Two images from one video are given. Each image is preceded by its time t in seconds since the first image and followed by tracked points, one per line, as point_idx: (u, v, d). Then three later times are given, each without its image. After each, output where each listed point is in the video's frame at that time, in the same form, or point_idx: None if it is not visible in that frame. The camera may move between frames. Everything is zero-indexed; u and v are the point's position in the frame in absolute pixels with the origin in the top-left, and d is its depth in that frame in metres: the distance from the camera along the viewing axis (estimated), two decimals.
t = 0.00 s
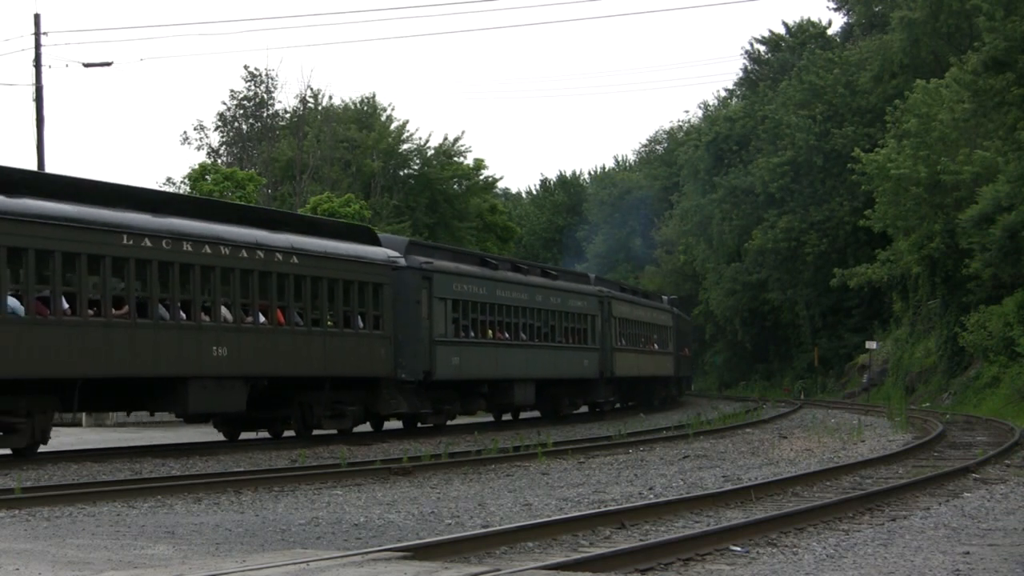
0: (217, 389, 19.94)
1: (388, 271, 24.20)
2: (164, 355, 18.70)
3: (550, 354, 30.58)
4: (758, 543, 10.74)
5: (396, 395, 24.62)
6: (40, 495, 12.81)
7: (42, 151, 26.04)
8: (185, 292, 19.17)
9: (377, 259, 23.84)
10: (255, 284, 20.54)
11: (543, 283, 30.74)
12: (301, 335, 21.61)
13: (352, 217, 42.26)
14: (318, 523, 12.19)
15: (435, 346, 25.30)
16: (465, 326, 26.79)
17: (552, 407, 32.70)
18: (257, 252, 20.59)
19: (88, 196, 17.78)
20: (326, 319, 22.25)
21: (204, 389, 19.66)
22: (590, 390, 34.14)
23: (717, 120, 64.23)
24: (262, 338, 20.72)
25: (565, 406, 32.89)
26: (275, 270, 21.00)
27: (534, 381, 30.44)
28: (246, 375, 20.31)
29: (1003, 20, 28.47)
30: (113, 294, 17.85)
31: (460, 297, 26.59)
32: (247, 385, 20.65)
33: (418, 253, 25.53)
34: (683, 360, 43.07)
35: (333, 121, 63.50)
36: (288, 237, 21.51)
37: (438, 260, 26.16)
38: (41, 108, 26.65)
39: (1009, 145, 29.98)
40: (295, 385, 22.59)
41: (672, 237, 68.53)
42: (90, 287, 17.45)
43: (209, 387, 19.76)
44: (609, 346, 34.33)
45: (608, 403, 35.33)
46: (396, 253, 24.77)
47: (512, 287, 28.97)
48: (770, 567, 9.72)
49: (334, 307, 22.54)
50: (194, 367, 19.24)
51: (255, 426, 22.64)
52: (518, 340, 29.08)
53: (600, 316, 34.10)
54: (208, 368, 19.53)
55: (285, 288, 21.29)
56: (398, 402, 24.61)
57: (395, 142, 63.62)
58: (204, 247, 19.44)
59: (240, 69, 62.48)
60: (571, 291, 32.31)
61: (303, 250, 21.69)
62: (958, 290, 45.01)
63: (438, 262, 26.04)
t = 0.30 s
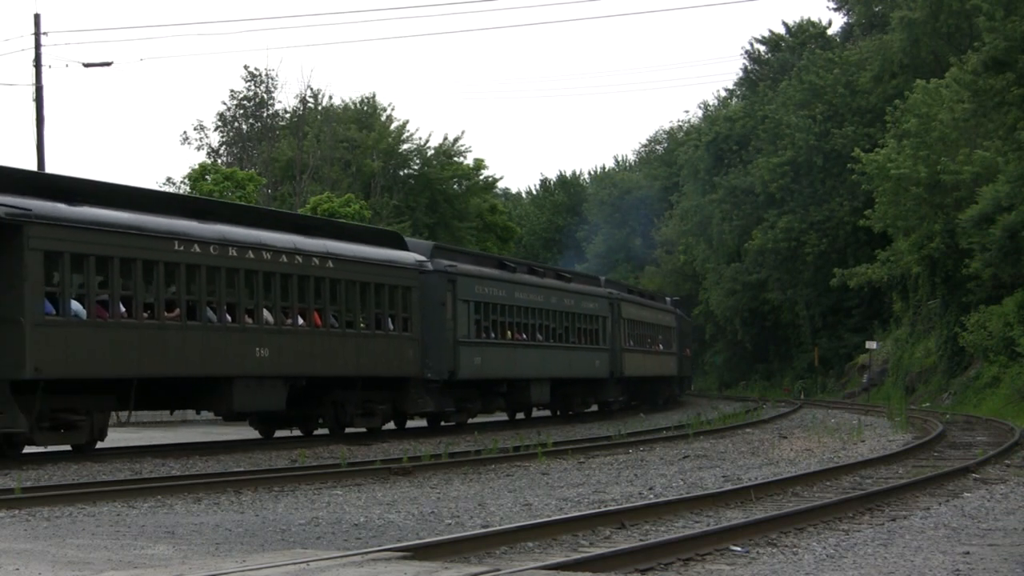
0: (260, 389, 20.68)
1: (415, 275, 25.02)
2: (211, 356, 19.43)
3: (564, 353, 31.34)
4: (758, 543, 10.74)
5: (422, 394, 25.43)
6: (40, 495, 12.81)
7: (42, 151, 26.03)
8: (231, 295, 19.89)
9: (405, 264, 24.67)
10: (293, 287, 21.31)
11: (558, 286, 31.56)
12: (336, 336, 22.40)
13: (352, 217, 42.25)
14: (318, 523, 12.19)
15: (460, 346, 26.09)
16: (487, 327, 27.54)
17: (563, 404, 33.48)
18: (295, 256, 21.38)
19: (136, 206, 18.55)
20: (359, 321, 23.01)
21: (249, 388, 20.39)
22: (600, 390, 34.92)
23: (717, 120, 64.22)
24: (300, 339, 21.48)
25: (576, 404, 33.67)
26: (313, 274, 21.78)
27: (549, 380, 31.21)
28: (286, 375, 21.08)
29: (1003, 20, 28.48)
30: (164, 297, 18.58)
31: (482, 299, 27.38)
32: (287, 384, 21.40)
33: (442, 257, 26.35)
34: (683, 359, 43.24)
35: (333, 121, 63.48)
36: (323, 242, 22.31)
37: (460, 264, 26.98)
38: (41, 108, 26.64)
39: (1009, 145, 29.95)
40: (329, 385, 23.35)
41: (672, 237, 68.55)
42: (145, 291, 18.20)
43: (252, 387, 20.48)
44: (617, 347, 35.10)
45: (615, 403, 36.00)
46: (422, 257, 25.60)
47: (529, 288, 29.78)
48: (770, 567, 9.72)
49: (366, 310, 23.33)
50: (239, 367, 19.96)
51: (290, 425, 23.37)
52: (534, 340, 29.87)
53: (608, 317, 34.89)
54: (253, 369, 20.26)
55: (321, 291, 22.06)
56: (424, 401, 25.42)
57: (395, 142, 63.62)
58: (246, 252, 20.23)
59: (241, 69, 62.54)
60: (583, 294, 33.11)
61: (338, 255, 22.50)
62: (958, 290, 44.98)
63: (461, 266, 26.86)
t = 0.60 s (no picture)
0: (299, 388, 21.52)
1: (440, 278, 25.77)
2: (255, 357, 20.27)
3: (577, 353, 32.00)
4: (758, 543, 10.73)
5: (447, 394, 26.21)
6: (41, 495, 12.80)
7: (42, 151, 26.00)
8: (272, 298, 20.72)
9: (432, 267, 25.45)
10: (329, 291, 22.13)
11: (573, 287, 32.26)
12: (368, 337, 23.20)
13: (352, 217, 42.25)
14: (318, 523, 12.18)
15: (483, 347, 26.81)
16: (508, 328, 28.18)
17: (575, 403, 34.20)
18: (331, 261, 22.20)
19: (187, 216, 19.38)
20: (389, 323, 23.82)
21: (288, 387, 21.23)
22: (610, 390, 35.64)
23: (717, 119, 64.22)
24: (335, 341, 22.30)
25: (587, 403, 34.38)
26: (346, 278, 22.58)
27: (564, 380, 31.94)
28: (323, 374, 21.91)
29: (1003, 19, 28.48)
30: (212, 300, 19.39)
31: (504, 301, 28.04)
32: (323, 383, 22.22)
33: (465, 260, 27.10)
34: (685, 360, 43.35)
35: (333, 121, 63.49)
36: (356, 247, 23.12)
37: (482, 266, 27.73)
38: (41, 108, 26.62)
39: (1009, 144, 29.94)
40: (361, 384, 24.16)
41: (672, 237, 68.54)
42: (193, 294, 19.00)
43: (290, 387, 21.30)
44: (626, 346, 35.80)
45: (625, 402, 36.61)
46: (446, 260, 26.39)
47: (546, 290, 30.50)
48: (770, 567, 9.71)
49: (396, 311, 24.13)
50: (280, 368, 20.78)
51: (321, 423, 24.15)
52: (550, 341, 30.54)
53: (619, 318, 35.61)
54: (293, 369, 21.10)
55: (354, 294, 22.86)
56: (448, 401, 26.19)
57: (395, 142, 63.60)
58: (286, 257, 21.03)
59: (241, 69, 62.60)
60: (596, 296, 33.78)
61: (370, 259, 23.30)
62: (958, 290, 44.97)
63: (484, 269, 27.61)
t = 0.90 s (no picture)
0: (333, 388, 22.55)
1: (463, 281, 26.75)
2: (294, 358, 21.34)
3: (589, 354, 32.73)
4: (758, 543, 10.74)
5: (470, 393, 27.16)
6: (40, 495, 12.81)
7: (43, 151, 26.02)
8: (309, 301, 21.78)
9: (455, 271, 26.43)
10: (360, 295, 23.17)
11: (585, 289, 33.06)
12: (397, 339, 24.22)
13: (352, 217, 42.27)
14: (318, 523, 12.19)
15: (503, 347, 27.71)
16: (524, 329, 29.00)
17: (588, 404, 34.82)
18: (362, 265, 23.28)
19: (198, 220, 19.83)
20: (416, 325, 24.82)
21: (325, 387, 22.26)
22: (619, 389, 36.06)
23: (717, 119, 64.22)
24: (367, 342, 23.33)
25: (598, 404, 34.93)
26: (378, 281, 23.64)
27: (578, 380, 32.72)
28: (356, 374, 22.95)
29: (1004, 20, 28.49)
30: (254, 303, 20.47)
31: (520, 303, 28.93)
32: (355, 383, 23.25)
33: (485, 264, 28.08)
34: (687, 360, 43.44)
35: (333, 121, 63.51)
36: (385, 252, 24.18)
37: (501, 270, 28.70)
38: (41, 108, 26.64)
39: (1009, 145, 29.93)
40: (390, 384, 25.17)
41: (672, 237, 68.57)
42: (239, 297, 20.12)
43: (326, 386, 22.36)
44: (634, 347, 36.17)
45: (634, 402, 37.00)
46: (467, 264, 27.37)
47: (560, 293, 31.37)
48: (770, 567, 9.72)
49: (422, 314, 25.14)
50: (316, 368, 21.86)
51: (351, 421, 25.16)
52: (564, 342, 31.37)
53: (627, 319, 36.25)
54: (328, 369, 22.16)
55: (385, 297, 23.89)
56: (471, 400, 27.13)
57: (395, 142, 63.62)
58: (322, 262, 22.15)
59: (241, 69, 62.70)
60: (607, 297, 34.54)
61: (399, 264, 24.35)
62: (957, 290, 44.97)
63: (503, 272, 28.58)
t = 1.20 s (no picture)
0: (366, 387, 23.35)
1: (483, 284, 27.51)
2: (330, 358, 22.16)
3: (601, 355, 33.12)
4: (758, 543, 10.72)
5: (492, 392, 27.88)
6: (40, 495, 12.79)
7: (43, 151, 26.00)
8: (343, 304, 22.61)
9: (476, 274, 27.22)
10: (390, 297, 23.97)
11: (597, 291, 33.49)
12: (424, 340, 25.01)
13: (352, 217, 42.23)
14: (318, 523, 12.17)
15: (523, 348, 28.39)
16: (541, 330, 29.58)
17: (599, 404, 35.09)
18: (392, 269, 24.11)
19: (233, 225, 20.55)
20: (441, 326, 25.61)
21: (358, 386, 23.07)
22: (627, 389, 36.27)
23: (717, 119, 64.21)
24: (397, 343, 24.15)
25: (610, 405, 35.28)
26: (406, 285, 24.46)
27: (591, 380, 33.23)
28: (387, 374, 23.74)
29: (1003, 19, 28.46)
30: (294, 306, 21.30)
31: (538, 305, 29.55)
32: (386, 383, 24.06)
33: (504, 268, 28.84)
34: (687, 360, 43.41)
35: (333, 121, 63.49)
36: (412, 256, 25.01)
37: (519, 273, 29.43)
38: (41, 108, 26.62)
39: (1009, 145, 29.91)
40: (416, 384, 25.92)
41: (672, 237, 68.56)
42: (280, 300, 20.97)
43: (359, 386, 23.17)
44: (642, 348, 36.38)
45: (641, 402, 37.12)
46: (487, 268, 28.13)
47: (575, 296, 31.98)
48: (770, 567, 9.70)
49: (447, 316, 25.93)
50: (350, 368, 22.65)
51: (379, 420, 25.91)
52: (578, 343, 31.96)
53: (635, 320, 36.35)
54: (362, 370, 22.97)
55: (412, 300, 24.70)
56: (492, 399, 27.83)
57: (395, 142, 63.60)
58: (355, 266, 23.01)
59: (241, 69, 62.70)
60: (617, 298, 34.91)
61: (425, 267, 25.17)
62: (957, 290, 44.94)
63: (522, 275, 29.33)
